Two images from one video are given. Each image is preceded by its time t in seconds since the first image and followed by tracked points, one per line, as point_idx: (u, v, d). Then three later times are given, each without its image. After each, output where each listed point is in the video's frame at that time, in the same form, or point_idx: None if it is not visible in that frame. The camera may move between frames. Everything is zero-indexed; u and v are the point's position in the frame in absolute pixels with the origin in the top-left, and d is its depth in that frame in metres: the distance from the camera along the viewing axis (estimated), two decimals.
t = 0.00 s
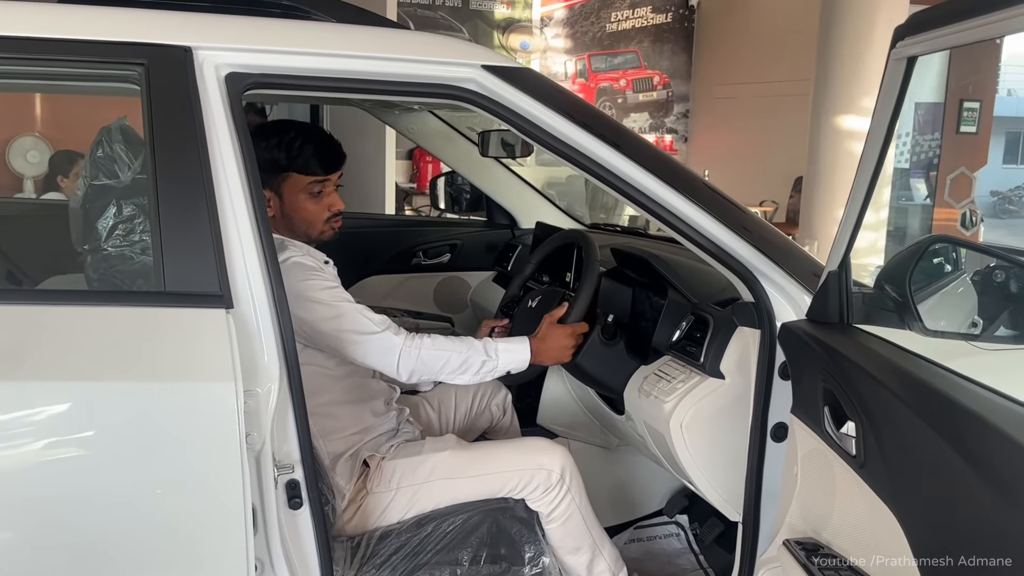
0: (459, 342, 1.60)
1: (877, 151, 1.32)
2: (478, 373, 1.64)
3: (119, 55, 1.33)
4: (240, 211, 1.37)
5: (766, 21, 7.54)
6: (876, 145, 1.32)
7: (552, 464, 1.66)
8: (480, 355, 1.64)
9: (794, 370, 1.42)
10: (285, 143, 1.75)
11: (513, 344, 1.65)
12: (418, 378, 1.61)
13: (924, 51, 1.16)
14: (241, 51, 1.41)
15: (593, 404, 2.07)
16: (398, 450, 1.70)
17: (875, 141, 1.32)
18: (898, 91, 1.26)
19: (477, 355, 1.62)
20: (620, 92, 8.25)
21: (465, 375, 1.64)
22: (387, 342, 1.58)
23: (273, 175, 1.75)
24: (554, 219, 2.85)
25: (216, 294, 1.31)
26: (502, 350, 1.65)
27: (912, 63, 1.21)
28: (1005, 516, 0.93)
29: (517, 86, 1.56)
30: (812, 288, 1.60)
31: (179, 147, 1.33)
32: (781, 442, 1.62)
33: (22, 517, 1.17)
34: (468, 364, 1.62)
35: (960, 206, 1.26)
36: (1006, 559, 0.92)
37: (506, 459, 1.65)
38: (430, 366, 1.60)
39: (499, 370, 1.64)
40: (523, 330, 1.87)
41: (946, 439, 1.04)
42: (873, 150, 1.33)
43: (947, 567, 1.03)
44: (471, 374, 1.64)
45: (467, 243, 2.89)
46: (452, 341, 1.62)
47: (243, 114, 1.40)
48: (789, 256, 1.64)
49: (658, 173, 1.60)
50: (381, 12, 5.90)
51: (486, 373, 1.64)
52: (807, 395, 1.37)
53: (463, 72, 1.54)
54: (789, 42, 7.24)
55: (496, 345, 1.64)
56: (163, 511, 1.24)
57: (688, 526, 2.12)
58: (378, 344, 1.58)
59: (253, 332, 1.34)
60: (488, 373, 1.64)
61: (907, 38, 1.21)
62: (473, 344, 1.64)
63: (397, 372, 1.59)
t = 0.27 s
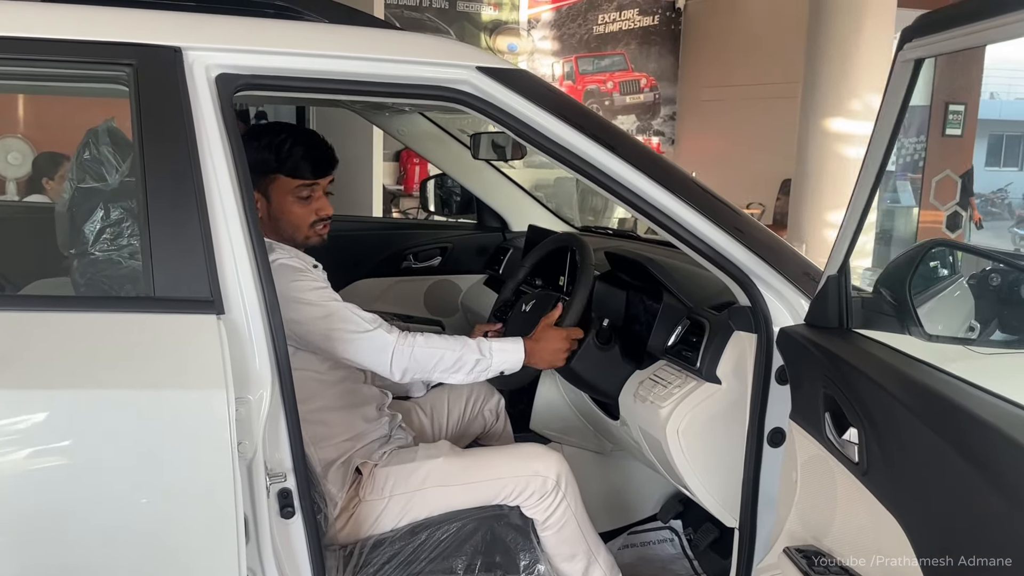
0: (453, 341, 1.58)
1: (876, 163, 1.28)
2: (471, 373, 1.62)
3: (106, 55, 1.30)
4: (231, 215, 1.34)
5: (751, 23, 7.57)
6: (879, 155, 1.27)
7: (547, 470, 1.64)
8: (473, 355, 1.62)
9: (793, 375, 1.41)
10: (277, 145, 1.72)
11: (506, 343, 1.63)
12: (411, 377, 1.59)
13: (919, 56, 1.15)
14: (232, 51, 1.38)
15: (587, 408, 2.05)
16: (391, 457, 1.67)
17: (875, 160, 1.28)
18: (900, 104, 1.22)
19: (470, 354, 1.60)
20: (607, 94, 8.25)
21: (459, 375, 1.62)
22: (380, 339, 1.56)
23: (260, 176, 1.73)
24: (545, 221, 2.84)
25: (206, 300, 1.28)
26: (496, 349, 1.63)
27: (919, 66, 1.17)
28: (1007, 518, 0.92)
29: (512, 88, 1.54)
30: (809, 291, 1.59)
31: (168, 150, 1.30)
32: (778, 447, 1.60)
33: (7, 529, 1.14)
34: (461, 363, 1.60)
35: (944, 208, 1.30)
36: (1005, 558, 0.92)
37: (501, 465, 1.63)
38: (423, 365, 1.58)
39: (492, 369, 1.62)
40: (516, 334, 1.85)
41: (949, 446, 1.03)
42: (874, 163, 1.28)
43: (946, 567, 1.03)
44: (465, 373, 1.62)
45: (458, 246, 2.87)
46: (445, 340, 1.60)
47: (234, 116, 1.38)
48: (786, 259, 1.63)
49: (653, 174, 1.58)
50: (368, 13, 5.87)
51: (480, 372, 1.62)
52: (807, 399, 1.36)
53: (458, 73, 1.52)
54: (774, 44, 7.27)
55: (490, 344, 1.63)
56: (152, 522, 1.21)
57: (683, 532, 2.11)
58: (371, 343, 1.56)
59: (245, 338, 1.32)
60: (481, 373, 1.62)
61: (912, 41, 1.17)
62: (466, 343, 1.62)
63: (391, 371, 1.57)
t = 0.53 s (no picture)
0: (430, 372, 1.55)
1: (887, 166, 1.26)
2: (449, 404, 1.57)
3: (94, 54, 1.26)
4: (223, 220, 1.30)
5: (736, 25, 7.58)
6: (890, 157, 1.26)
7: (545, 479, 1.61)
8: (451, 385, 1.58)
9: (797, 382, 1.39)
10: (268, 143, 1.71)
11: (483, 372, 1.60)
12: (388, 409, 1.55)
13: (937, 59, 1.12)
14: (223, 52, 1.34)
15: (581, 414, 2.03)
16: (386, 466, 1.64)
17: (885, 161, 1.26)
18: (912, 108, 1.20)
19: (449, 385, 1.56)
20: (592, 95, 8.24)
21: (436, 407, 1.57)
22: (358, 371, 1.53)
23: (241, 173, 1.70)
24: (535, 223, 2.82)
25: (198, 307, 1.25)
26: (473, 378, 1.59)
27: (936, 69, 1.15)
28: (1009, 518, 0.92)
29: (510, 90, 1.51)
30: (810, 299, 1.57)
31: (158, 153, 1.26)
32: (778, 454, 1.58)
33: None
34: (440, 395, 1.56)
35: (929, 210, 1.25)
36: (1006, 560, 0.92)
37: (497, 474, 1.60)
38: (401, 396, 1.54)
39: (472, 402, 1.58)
40: (511, 340, 1.82)
41: (955, 449, 1.01)
42: (886, 162, 1.26)
43: (946, 567, 1.03)
44: (444, 405, 1.58)
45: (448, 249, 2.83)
46: (423, 371, 1.56)
47: (225, 119, 1.34)
48: (786, 265, 1.61)
49: (651, 177, 1.56)
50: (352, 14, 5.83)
51: (457, 403, 1.58)
52: (811, 406, 1.34)
53: (454, 75, 1.49)
54: (759, 47, 7.28)
55: (467, 375, 1.59)
56: (142, 538, 1.17)
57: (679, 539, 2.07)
58: (349, 373, 1.52)
59: (237, 347, 1.28)
60: (459, 403, 1.58)
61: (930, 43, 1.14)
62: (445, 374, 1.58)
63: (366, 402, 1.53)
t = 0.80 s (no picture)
0: (367, 432, 1.51)
1: (899, 179, 1.22)
2: (383, 467, 1.53)
3: (81, 54, 1.22)
4: (216, 226, 1.26)
5: (718, 27, 7.57)
6: (902, 171, 1.21)
7: (545, 489, 1.58)
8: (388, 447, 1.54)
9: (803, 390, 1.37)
10: (267, 146, 1.76)
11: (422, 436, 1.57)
12: (316, 466, 1.50)
13: (961, 64, 1.07)
14: (215, 52, 1.30)
15: (576, 421, 2.00)
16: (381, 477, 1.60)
17: (896, 176, 1.22)
18: (926, 124, 1.16)
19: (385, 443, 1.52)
20: (575, 97, 8.22)
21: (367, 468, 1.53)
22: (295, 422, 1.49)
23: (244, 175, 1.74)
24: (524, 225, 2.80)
25: (190, 316, 1.21)
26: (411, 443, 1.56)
27: (957, 75, 1.10)
28: (1009, 518, 0.92)
29: (509, 92, 1.48)
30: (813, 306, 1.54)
31: (148, 156, 1.22)
32: (780, 463, 1.56)
33: None
34: (374, 454, 1.52)
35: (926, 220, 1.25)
36: (1006, 559, 0.92)
37: (496, 484, 1.57)
38: (331, 457, 1.50)
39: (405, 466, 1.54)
40: (507, 348, 1.79)
41: (965, 457, 1.00)
42: (897, 176, 1.22)
43: (946, 566, 1.03)
44: (377, 466, 1.53)
45: (438, 252, 2.80)
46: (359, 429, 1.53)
47: (218, 121, 1.30)
48: (788, 269, 1.59)
49: (652, 181, 1.53)
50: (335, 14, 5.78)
51: (392, 465, 1.54)
52: (818, 414, 1.32)
53: (452, 77, 1.46)
54: (741, 49, 7.28)
55: (405, 436, 1.56)
56: (133, 557, 1.12)
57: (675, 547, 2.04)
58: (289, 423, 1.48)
59: (231, 357, 1.24)
60: (393, 467, 1.54)
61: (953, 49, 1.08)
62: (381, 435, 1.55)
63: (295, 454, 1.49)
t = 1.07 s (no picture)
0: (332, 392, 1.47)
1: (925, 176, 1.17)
2: (367, 407, 1.49)
3: (73, 52, 1.17)
4: (212, 230, 1.22)
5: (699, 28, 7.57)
6: (934, 157, 1.15)
7: (547, 499, 1.55)
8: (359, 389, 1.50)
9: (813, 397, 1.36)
10: (267, 148, 1.77)
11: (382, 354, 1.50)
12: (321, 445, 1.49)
13: (994, 64, 1.03)
14: (211, 51, 1.26)
15: (574, 427, 1.97)
16: (380, 487, 1.57)
17: (924, 167, 1.16)
18: (964, 105, 1.10)
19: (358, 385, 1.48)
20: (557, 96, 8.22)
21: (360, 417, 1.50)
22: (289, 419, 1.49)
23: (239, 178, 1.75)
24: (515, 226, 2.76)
25: (188, 324, 1.16)
26: (375, 368, 1.50)
27: (991, 76, 1.05)
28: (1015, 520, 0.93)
29: (512, 92, 1.45)
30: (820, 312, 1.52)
31: (144, 158, 1.18)
32: (785, 470, 1.54)
33: None
34: (359, 404, 1.49)
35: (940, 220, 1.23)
36: (1006, 559, 0.94)
37: (498, 494, 1.54)
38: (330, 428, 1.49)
39: (387, 390, 1.50)
40: (506, 353, 1.75)
41: (982, 463, 0.98)
42: (928, 163, 1.15)
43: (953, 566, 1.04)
44: (369, 411, 1.50)
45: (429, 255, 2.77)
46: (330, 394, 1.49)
47: (214, 122, 1.26)
48: (794, 275, 1.56)
49: (656, 183, 1.50)
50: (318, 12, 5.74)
51: (374, 399, 1.50)
52: (827, 420, 1.30)
53: (455, 77, 1.42)
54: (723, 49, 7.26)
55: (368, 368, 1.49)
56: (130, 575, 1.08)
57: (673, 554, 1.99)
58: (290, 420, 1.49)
59: (229, 367, 1.20)
60: (376, 395, 1.49)
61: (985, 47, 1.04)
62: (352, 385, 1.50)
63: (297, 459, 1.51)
